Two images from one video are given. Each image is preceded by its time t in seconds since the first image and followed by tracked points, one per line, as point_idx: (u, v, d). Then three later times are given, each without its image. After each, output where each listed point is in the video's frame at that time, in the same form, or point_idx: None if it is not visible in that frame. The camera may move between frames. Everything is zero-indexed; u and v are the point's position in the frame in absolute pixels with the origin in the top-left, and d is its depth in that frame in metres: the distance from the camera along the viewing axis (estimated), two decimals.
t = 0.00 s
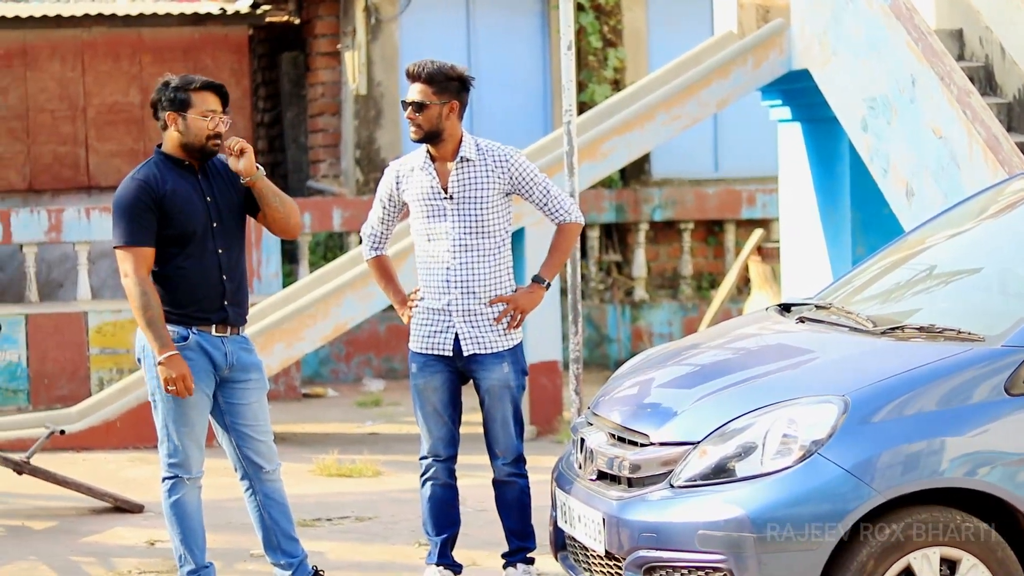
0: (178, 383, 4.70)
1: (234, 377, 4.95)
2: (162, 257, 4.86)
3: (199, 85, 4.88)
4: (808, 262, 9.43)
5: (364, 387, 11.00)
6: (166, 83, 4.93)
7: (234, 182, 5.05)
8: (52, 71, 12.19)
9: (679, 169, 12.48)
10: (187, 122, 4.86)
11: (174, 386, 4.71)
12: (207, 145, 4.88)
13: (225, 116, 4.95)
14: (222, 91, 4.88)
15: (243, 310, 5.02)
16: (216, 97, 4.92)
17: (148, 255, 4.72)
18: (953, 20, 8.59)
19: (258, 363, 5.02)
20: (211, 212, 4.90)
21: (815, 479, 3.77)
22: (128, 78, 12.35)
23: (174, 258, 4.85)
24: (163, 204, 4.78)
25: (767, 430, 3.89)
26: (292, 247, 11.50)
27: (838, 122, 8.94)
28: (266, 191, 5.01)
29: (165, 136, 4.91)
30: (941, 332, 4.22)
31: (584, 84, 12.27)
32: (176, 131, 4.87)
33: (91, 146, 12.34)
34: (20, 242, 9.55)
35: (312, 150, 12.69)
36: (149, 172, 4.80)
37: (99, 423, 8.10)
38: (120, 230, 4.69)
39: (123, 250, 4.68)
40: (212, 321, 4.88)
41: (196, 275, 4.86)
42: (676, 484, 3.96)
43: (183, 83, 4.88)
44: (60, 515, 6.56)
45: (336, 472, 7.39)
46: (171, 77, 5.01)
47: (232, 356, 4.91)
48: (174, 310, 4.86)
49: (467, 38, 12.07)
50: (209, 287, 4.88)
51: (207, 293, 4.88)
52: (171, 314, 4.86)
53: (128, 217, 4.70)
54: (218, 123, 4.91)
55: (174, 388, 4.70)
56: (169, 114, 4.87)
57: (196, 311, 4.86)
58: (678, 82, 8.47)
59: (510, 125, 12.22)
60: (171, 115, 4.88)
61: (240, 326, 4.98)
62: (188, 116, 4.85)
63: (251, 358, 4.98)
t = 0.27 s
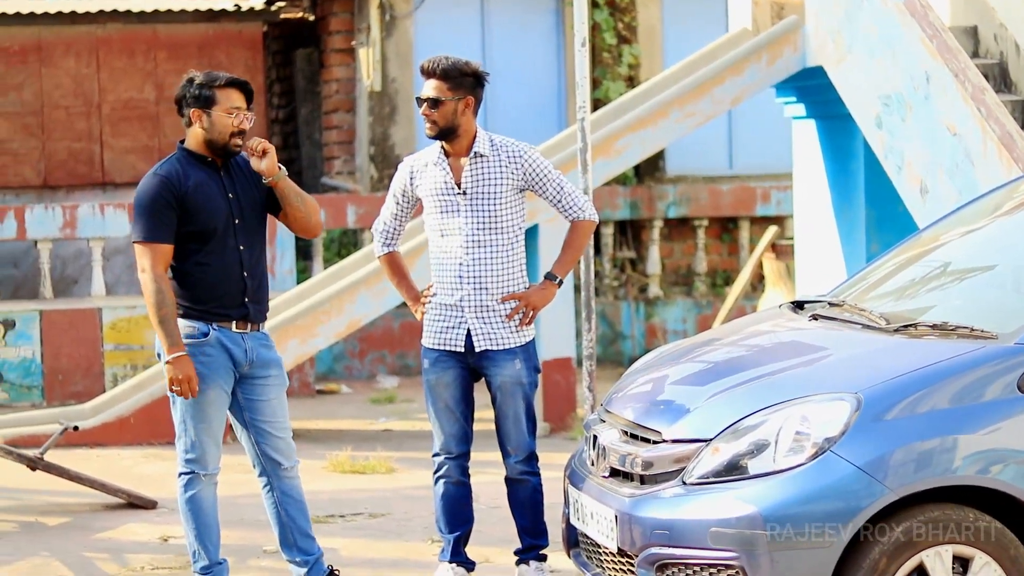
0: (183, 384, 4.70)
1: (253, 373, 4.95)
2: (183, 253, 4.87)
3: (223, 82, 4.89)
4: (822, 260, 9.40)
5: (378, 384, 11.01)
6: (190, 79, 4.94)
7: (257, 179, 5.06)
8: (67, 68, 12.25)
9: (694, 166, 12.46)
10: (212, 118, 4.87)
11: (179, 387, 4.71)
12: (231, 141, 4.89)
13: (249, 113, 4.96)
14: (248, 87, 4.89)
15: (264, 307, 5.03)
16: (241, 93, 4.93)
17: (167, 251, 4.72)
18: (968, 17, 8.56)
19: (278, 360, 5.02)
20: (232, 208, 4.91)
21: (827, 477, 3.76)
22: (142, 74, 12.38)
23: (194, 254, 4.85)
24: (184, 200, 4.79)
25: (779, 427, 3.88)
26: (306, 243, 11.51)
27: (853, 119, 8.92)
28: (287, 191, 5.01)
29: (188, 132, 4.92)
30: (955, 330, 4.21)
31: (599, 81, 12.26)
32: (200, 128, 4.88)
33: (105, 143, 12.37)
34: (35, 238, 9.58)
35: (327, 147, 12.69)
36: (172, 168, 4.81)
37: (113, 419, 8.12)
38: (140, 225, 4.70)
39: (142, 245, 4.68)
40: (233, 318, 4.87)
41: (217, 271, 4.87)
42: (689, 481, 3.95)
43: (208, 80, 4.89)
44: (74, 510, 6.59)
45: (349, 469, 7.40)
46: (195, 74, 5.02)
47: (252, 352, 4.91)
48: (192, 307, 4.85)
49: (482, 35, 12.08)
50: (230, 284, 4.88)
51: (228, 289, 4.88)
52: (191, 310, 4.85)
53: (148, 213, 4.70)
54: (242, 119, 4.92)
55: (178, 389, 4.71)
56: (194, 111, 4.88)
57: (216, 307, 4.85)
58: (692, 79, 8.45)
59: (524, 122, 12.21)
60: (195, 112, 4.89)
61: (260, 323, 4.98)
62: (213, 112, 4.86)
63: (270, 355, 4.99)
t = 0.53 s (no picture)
0: (189, 384, 4.71)
1: (273, 373, 4.95)
2: (202, 252, 4.86)
3: (244, 82, 4.87)
4: (828, 259, 9.39)
5: (384, 383, 11.01)
6: (209, 80, 4.92)
7: (277, 178, 5.06)
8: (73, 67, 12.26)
9: (700, 166, 12.45)
10: (236, 119, 4.87)
11: (185, 387, 4.72)
12: (256, 141, 4.90)
13: (271, 111, 4.96)
14: (269, 87, 4.88)
15: (286, 306, 5.02)
16: (262, 92, 4.93)
17: (184, 250, 4.74)
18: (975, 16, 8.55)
19: (298, 361, 5.02)
20: (252, 207, 4.91)
21: (832, 477, 3.76)
22: (148, 74, 12.38)
23: (213, 253, 4.85)
24: (203, 199, 4.79)
25: (784, 427, 3.88)
26: (312, 243, 11.51)
27: (859, 118, 8.91)
28: (310, 192, 5.04)
29: (210, 133, 4.91)
30: (960, 330, 4.20)
31: (605, 80, 12.28)
32: (224, 129, 4.88)
33: (111, 142, 12.39)
34: (41, 237, 9.59)
35: (333, 146, 12.70)
36: (191, 168, 4.81)
37: (118, 420, 8.11)
38: (159, 224, 4.70)
39: (159, 244, 4.69)
40: (253, 316, 4.87)
41: (237, 270, 4.86)
42: (693, 481, 3.94)
43: (229, 80, 4.87)
44: (78, 510, 6.59)
45: (354, 468, 7.40)
46: (213, 74, 5.00)
47: (272, 352, 4.91)
48: (214, 306, 4.85)
49: (488, 34, 12.07)
50: (250, 282, 4.88)
51: (248, 288, 4.87)
52: (212, 310, 4.85)
53: (167, 212, 4.71)
54: (265, 118, 4.92)
55: (184, 388, 4.72)
56: (217, 112, 4.87)
57: (237, 306, 4.86)
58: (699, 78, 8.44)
59: (530, 121, 12.21)
60: (218, 114, 4.88)
61: (282, 321, 4.98)
62: (236, 113, 4.85)
63: (290, 354, 4.98)
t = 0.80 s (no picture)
0: (224, 381, 4.69)
1: (299, 372, 4.94)
2: (225, 252, 4.86)
3: (267, 82, 4.87)
4: (830, 259, 9.38)
5: (386, 383, 11.02)
6: (228, 85, 4.89)
7: (299, 176, 5.04)
8: (75, 68, 12.26)
9: (702, 165, 12.45)
10: (263, 120, 4.85)
11: (220, 382, 4.71)
12: (284, 139, 4.91)
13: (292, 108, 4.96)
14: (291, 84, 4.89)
15: (312, 304, 5.00)
16: (283, 90, 4.92)
17: (207, 249, 4.73)
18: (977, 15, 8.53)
19: (325, 359, 5.00)
20: (274, 205, 4.89)
21: (833, 476, 3.75)
22: (150, 74, 12.38)
23: (235, 252, 4.85)
24: (224, 198, 4.78)
25: (784, 427, 3.87)
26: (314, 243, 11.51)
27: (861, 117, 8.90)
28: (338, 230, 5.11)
29: (234, 135, 4.89)
30: (960, 330, 4.19)
31: (608, 80, 12.28)
32: (251, 131, 4.86)
33: (114, 142, 12.38)
34: (43, 238, 9.59)
35: (335, 146, 12.70)
36: (211, 168, 4.80)
37: (120, 419, 8.14)
38: (180, 224, 4.70)
39: (181, 244, 4.69)
40: (278, 315, 4.86)
41: (261, 269, 4.85)
42: (694, 481, 3.94)
43: (252, 82, 4.85)
44: (81, 510, 6.60)
45: (356, 468, 7.40)
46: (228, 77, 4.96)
47: (298, 350, 4.90)
48: (240, 306, 4.83)
49: (490, 34, 12.07)
50: (274, 280, 4.87)
51: (272, 286, 4.86)
52: (237, 310, 4.84)
53: (188, 212, 4.71)
54: (288, 116, 4.93)
55: (219, 385, 4.70)
56: (244, 116, 4.84)
57: (261, 304, 4.84)
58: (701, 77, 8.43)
59: (532, 121, 12.21)
60: (245, 118, 4.86)
61: (308, 319, 4.97)
62: (263, 114, 4.84)
63: (316, 352, 4.97)
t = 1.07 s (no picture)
0: (250, 374, 4.67)
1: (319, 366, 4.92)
2: (247, 246, 4.84)
3: (280, 71, 4.87)
4: (826, 254, 9.39)
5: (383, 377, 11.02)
6: (243, 76, 4.89)
7: (317, 171, 5.04)
8: (72, 62, 12.24)
9: (699, 160, 12.45)
10: (279, 107, 4.85)
11: (245, 377, 4.68)
12: (303, 126, 4.90)
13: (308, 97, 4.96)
14: (306, 72, 4.89)
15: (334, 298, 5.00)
16: (298, 79, 4.92)
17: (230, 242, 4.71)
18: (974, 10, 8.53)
19: (343, 353, 4.99)
20: (296, 199, 4.89)
21: (829, 471, 3.76)
22: (147, 68, 12.36)
23: (258, 247, 4.83)
24: (247, 192, 4.77)
25: (781, 421, 3.88)
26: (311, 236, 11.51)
27: (858, 112, 8.90)
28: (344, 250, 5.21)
29: (252, 127, 4.87)
30: (956, 325, 4.20)
31: (605, 74, 12.26)
32: (268, 119, 4.85)
33: (110, 136, 12.36)
34: (40, 232, 9.59)
35: (332, 140, 12.70)
36: (233, 161, 4.78)
37: (118, 412, 8.15)
38: (204, 218, 4.67)
39: (205, 237, 4.67)
40: (303, 308, 4.85)
41: (285, 262, 4.84)
42: (690, 475, 3.95)
43: (265, 71, 4.85)
44: (78, 504, 6.60)
45: (353, 462, 7.40)
46: (242, 70, 4.96)
47: (322, 344, 4.89)
48: (264, 300, 4.82)
49: (487, 29, 12.06)
50: (298, 273, 4.86)
51: (296, 279, 4.85)
52: (262, 305, 4.82)
53: (210, 205, 4.69)
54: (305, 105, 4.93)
55: (245, 378, 4.67)
56: (260, 105, 4.84)
57: (285, 298, 4.83)
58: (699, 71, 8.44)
59: (529, 115, 12.20)
60: (261, 107, 4.85)
61: (329, 312, 4.96)
62: (280, 101, 4.83)
63: (337, 346, 4.96)
